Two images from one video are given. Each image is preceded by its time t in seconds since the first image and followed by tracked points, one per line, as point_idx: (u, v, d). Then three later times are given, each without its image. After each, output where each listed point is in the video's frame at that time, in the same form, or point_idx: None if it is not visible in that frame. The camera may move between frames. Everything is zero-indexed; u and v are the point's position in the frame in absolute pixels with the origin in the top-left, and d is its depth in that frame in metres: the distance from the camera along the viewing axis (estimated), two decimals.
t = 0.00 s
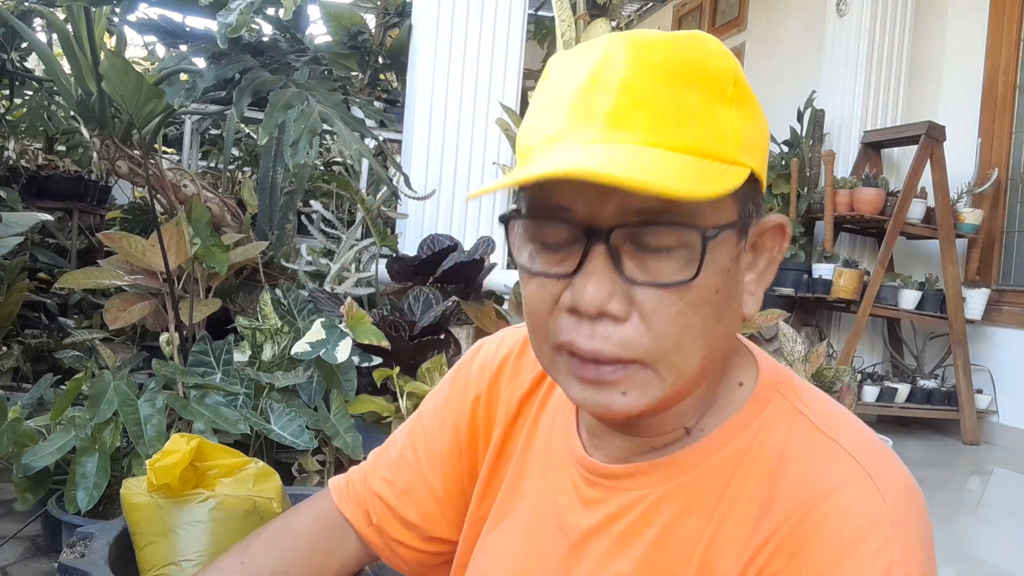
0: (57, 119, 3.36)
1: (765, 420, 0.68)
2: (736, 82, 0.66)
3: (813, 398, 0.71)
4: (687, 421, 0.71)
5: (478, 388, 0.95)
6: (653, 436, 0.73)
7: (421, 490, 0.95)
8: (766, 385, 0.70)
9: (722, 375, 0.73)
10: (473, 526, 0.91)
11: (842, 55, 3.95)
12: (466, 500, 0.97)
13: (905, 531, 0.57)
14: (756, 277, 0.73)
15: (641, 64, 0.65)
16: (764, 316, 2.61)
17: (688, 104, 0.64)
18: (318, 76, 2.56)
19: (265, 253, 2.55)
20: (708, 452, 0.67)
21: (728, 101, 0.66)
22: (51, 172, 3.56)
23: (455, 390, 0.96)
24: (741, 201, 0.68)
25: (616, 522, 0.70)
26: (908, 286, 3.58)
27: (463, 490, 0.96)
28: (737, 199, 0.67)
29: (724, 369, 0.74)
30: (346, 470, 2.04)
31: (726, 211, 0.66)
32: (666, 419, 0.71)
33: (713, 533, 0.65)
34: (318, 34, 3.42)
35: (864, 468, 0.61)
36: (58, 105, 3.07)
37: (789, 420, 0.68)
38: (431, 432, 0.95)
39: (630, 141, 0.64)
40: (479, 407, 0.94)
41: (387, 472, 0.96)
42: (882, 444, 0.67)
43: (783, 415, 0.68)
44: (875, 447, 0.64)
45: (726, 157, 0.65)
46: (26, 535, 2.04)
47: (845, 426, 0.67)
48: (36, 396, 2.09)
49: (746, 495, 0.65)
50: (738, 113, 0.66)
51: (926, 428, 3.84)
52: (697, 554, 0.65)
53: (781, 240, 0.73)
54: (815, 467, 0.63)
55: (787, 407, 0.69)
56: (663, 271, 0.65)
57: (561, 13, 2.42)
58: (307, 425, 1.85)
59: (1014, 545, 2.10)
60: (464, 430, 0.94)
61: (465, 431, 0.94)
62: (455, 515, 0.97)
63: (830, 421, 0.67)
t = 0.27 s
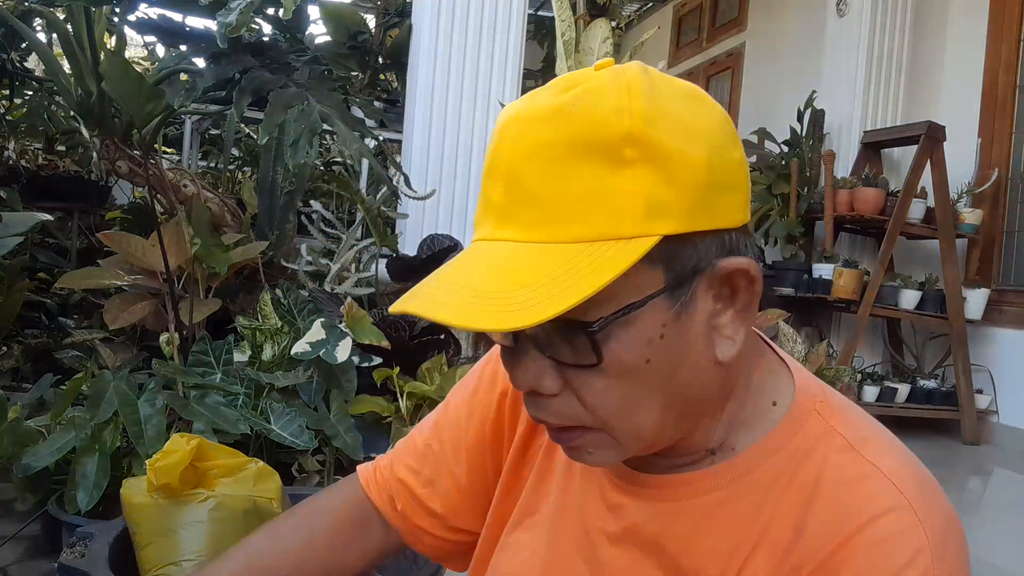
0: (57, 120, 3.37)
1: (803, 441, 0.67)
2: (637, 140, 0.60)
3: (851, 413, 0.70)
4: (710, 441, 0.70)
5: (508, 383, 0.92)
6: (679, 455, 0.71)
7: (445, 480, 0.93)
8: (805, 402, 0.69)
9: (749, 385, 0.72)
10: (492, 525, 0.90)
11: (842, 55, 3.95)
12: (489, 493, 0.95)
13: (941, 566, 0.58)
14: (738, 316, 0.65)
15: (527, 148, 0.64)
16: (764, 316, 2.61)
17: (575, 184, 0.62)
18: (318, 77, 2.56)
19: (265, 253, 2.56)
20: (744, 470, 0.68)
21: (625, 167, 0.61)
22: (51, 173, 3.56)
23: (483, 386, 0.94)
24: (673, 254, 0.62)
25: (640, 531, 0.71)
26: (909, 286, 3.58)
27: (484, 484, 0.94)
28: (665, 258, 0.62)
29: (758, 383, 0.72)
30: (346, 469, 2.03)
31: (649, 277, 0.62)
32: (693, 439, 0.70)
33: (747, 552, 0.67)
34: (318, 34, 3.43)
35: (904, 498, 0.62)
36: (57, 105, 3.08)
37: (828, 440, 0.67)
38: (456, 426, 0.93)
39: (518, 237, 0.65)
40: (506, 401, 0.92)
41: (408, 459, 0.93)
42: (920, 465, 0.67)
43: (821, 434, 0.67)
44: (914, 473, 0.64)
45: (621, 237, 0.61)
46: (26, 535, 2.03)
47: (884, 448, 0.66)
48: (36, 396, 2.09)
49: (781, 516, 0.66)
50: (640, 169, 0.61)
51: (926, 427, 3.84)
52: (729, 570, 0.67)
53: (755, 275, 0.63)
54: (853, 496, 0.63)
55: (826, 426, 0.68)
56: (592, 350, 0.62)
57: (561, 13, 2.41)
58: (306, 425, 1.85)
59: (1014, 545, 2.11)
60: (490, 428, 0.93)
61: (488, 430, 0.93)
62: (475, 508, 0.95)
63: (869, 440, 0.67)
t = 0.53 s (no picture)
0: (57, 120, 3.37)
1: (784, 442, 0.67)
2: (576, 152, 0.61)
3: (834, 411, 0.70)
4: (687, 442, 0.72)
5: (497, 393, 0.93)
6: (659, 455, 0.73)
7: (445, 491, 0.93)
8: (787, 402, 0.69)
9: (732, 385, 0.73)
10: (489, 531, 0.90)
11: (842, 55, 3.95)
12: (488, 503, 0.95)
13: (921, 561, 0.58)
14: (696, 321, 0.64)
15: (475, 160, 0.65)
16: (764, 316, 2.61)
17: (520, 196, 0.63)
18: (318, 77, 2.56)
19: (265, 253, 2.56)
20: (727, 473, 0.68)
21: (567, 178, 0.62)
22: (51, 173, 3.56)
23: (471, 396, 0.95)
24: (618, 262, 0.62)
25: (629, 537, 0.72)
26: (909, 286, 3.58)
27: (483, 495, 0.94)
28: (609, 267, 0.62)
29: (741, 384, 0.73)
30: (346, 470, 2.03)
31: (597, 284, 0.62)
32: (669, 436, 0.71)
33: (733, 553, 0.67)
34: (318, 34, 3.43)
35: (884, 495, 0.61)
36: (58, 105, 3.08)
37: (809, 440, 0.67)
38: (450, 437, 0.93)
39: (468, 247, 0.66)
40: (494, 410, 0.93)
41: (406, 477, 0.93)
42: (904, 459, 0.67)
43: (803, 435, 0.67)
44: (896, 469, 0.64)
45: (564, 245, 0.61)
46: (26, 535, 2.03)
47: (867, 445, 0.66)
48: (36, 396, 2.09)
49: (764, 517, 0.67)
50: (588, 180, 0.62)
51: (926, 428, 3.84)
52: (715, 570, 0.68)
53: (707, 280, 0.62)
54: (833, 494, 0.63)
55: (808, 426, 0.68)
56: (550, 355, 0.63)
57: (561, 13, 2.41)
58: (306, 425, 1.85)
59: (1015, 545, 2.10)
60: (481, 438, 0.93)
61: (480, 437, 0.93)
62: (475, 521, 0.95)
63: (853, 439, 0.67)
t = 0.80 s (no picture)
0: (56, 119, 3.37)
1: (734, 430, 0.65)
2: (488, 155, 0.59)
3: (785, 398, 0.68)
4: (641, 434, 0.69)
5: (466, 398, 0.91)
6: (613, 449, 0.70)
7: (424, 503, 0.92)
8: (738, 390, 0.67)
9: (685, 378, 0.70)
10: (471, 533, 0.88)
11: (842, 55, 3.95)
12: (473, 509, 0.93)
13: (868, 541, 0.56)
14: (629, 309, 0.61)
15: (396, 167, 0.63)
16: (764, 316, 2.61)
17: (435, 203, 0.61)
18: (318, 77, 2.57)
19: (265, 253, 2.56)
20: (677, 464, 0.65)
21: (480, 182, 0.59)
22: (51, 173, 3.56)
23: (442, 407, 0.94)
24: (539, 255, 0.60)
25: (587, 533, 0.69)
26: (908, 286, 3.58)
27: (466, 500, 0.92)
28: (533, 258, 0.60)
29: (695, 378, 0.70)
30: (346, 470, 2.04)
31: (522, 275, 0.60)
32: (622, 428, 0.68)
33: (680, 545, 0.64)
34: (319, 35, 3.43)
35: (830, 478, 0.60)
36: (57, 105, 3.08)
37: (758, 427, 0.65)
38: (427, 444, 0.92)
39: (394, 252, 0.64)
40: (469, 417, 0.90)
41: (386, 489, 0.94)
42: (853, 441, 0.65)
43: (752, 422, 0.65)
44: (845, 452, 0.62)
45: (479, 245, 0.59)
46: (26, 535, 2.04)
47: (815, 429, 0.64)
48: (36, 395, 2.09)
49: (713, 507, 0.63)
50: (503, 185, 0.59)
51: (926, 427, 3.84)
52: (665, 564, 0.65)
53: (631, 270, 0.60)
54: (781, 479, 0.61)
55: (757, 412, 0.65)
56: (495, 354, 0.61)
57: (561, 13, 2.41)
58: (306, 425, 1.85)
59: (1015, 544, 2.11)
60: (452, 446, 0.91)
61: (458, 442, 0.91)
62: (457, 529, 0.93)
63: (802, 424, 0.65)
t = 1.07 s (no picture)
0: (56, 119, 3.37)
1: (709, 417, 0.66)
2: (439, 157, 0.62)
3: (757, 384, 0.70)
4: (616, 427, 0.71)
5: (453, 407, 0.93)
6: (590, 444, 0.72)
7: (411, 512, 0.93)
8: (711, 378, 0.68)
9: (657, 370, 0.72)
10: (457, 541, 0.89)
11: (842, 55, 3.95)
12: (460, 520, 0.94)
13: (842, 515, 0.58)
14: (587, 301, 0.65)
15: (357, 175, 0.66)
16: (764, 316, 2.61)
17: (394, 205, 0.64)
18: (318, 76, 2.56)
19: (265, 253, 2.56)
20: (656, 453, 0.66)
21: (432, 183, 0.62)
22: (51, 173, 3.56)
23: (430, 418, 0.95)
24: (493, 250, 0.63)
25: (573, 529, 0.70)
26: (909, 286, 3.58)
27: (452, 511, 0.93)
28: (489, 253, 0.63)
29: (667, 369, 0.72)
30: (346, 470, 2.04)
31: (479, 270, 0.63)
32: (596, 421, 0.71)
33: (663, 534, 0.65)
34: (319, 34, 3.43)
35: (802, 457, 0.62)
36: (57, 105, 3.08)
37: (731, 413, 0.66)
38: (413, 456, 0.94)
39: (359, 255, 0.67)
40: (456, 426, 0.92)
41: (379, 497, 0.95)
42: (824, 421, 0.67)
43: (726, 408, 0.66)
44: (815, 432, 0.64)
45: (435, 242, 0.62)
46: (26, 536, 2.03)
47: (786, 412, 0.66)
48: (36, 395, 2.09)
49: (691, 493, 0.64)
50: (453, 184, 0.62)
51: (927, 427, 3.84)
52: (649, 554, 0.65)
53: (583, 261, 0.63)
54: (757, 462, 0.62)
55: (731, 399, 0.67)
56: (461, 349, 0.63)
57: (561, 13, 2.41)
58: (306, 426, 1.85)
59: (1015, 544, 2.10)
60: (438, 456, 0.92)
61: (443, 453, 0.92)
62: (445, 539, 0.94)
63: (775, 406, 0.67)
